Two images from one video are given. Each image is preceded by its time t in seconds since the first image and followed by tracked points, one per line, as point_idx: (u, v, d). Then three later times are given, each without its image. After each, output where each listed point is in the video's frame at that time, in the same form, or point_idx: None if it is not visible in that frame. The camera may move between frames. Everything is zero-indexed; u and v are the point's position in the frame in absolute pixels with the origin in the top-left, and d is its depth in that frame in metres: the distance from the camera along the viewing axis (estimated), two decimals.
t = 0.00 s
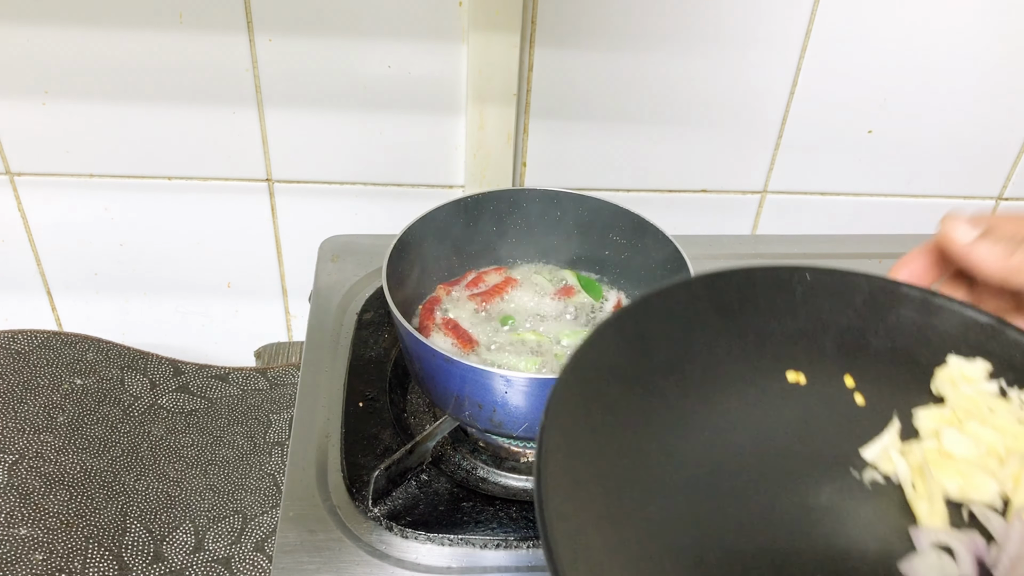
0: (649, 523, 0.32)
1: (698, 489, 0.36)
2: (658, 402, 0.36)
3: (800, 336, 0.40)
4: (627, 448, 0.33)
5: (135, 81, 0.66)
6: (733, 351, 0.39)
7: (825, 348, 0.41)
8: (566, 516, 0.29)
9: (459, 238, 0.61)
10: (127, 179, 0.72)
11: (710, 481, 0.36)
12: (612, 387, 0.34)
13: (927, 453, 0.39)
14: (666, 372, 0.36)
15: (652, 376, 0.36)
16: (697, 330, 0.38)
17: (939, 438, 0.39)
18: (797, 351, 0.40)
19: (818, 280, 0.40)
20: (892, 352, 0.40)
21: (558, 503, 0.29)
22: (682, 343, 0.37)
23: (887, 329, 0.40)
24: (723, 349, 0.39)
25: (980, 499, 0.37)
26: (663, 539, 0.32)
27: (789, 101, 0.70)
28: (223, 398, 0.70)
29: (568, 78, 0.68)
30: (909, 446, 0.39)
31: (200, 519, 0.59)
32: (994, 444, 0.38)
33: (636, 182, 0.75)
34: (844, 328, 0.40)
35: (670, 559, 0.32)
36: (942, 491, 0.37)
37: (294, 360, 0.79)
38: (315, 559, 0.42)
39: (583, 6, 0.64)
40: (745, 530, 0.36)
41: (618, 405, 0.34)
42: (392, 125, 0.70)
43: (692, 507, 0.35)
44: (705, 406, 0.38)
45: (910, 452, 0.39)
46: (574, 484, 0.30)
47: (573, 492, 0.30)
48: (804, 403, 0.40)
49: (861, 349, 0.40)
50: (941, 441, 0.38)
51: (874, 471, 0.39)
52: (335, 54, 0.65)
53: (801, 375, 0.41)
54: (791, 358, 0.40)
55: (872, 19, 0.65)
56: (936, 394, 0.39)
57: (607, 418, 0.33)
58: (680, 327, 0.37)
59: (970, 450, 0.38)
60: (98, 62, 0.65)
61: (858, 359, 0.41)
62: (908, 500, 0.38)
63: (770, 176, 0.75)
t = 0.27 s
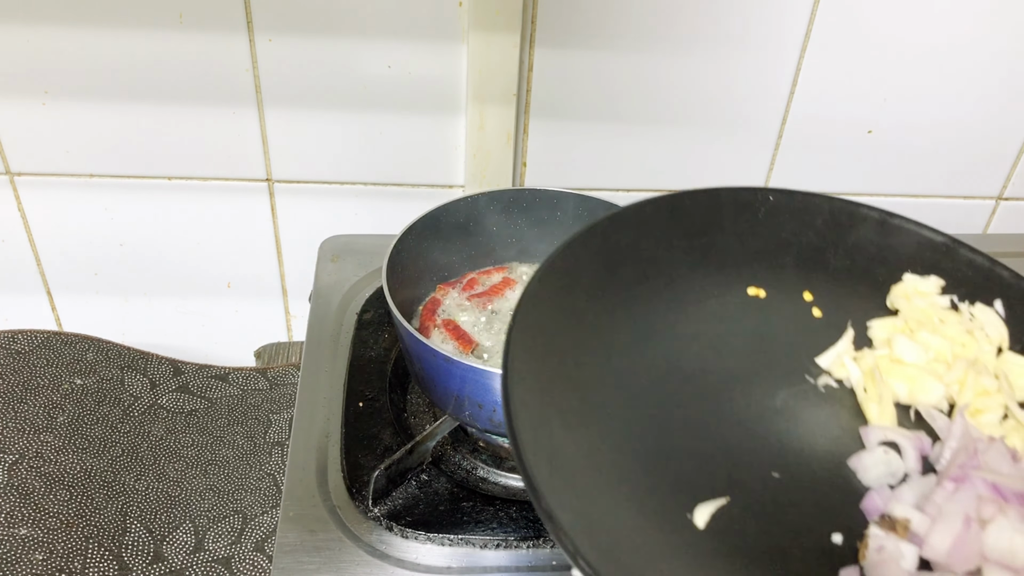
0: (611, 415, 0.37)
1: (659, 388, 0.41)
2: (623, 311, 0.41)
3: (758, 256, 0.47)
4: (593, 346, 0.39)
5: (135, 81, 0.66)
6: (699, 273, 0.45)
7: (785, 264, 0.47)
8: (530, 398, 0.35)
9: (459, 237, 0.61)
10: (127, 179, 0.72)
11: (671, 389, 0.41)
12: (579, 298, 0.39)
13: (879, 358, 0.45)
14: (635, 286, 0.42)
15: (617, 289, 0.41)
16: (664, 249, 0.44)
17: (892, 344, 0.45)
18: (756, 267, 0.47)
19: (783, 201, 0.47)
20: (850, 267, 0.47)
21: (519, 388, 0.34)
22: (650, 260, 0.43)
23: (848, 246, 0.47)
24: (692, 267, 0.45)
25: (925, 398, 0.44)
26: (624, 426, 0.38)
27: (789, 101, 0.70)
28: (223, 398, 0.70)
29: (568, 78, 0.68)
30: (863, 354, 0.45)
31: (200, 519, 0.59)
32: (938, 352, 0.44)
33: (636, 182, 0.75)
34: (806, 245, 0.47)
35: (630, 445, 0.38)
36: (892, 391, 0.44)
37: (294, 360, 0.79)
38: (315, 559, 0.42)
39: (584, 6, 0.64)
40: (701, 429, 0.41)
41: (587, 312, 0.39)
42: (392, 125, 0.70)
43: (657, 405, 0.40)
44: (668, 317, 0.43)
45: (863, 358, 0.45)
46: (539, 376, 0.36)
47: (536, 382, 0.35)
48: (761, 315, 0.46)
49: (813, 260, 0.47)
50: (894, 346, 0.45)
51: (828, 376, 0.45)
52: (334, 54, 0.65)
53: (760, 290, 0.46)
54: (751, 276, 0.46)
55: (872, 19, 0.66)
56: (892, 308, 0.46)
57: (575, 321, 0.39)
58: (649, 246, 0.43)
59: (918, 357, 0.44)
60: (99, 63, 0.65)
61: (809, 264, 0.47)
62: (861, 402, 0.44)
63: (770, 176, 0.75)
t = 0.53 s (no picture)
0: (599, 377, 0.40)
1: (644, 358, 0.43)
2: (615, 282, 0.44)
3: (750, 230, 0.51)
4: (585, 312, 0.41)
5: (135, 81, 0.66)
6: (693, 243, 0.49)
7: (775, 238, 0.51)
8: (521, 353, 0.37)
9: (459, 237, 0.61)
10: (126, 179, 0.72)
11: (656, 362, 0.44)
12: (574, 266, 0.42)
13: (869, 328, 0.49)
14: (630, 257, 0.45)
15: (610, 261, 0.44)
16: (662, 224, 0.48)
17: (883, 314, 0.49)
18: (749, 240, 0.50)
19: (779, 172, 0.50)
20: (843, 240, 0.51)
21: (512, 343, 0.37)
22: (648, 233, 0.47)
23: (841, 218, 0.51)
24: (686, 240, 0.49)
25: (914, 364, 0.48)
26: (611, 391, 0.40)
27: (788, 102, 0.70)
28: (223, 398, 0.70)
29: (568, 78, 0.68)
30: (855, 324, 0.49)
31: (200, 520, 0.59)
32: (929, 322, 0.48)
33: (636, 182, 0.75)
34: (799, 215, 0.51)
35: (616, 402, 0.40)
36: (882, 358, 0.48)
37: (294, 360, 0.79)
38: (315, 559, 0.42)
39: (584, 7, 0.64)
40: (683, 394, 0.43)
41: (581, 282, 0.42)
42: (392, 124, 0.70)
43: (642, 372, 0.42)
44: (660, 288, 0.47)
45: (853, 327, 0.49)
46: (531, 334, 0.38)
47: (529, 340, 0.37)
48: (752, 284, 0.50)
49: (803, 236, 0.51)
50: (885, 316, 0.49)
51: (820, 344, 0.49)
52: (334, 54, 0.65)
53: (754, 260, 0.51)
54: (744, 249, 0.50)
55: (872, 19, 0.65)
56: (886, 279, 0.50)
57: (571, 287, 0.41)
58: (647, 218, 0.47)
59: (908, 327, 0.48)
60: (98, 62, 0.65)
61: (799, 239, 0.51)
62: (851, 368, 0.48)
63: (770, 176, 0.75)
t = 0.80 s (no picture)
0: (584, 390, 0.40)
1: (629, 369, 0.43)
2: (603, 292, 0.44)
3: (738, 233, 0.51)
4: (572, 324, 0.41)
5: (135, 81, 0.66)
6: (683, 247, 0.49)
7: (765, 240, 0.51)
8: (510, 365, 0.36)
9: (458, 238, 0.61)
10: (126, 179, 0.72)
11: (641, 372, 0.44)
12: (563, 275, 0.42)
13: (859, 330, 0.49)
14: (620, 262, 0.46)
15: (599, 269, 0.44)
16: (651, 231, 0.48)
17: (873, 316, 0.49)
18: (738, 244, 0.51)
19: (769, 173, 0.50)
20: (834, 241, 0.51)
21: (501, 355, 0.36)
22: (638, 237, 0.47)
23: (830, 219, 0.51)
24: (675, 244, 0.49)
25: (904, 366, 0.48)
26: (596, 403, 0.40)
27: (789, 102, 0.70)
28: (223, 398, 0.70)
29: (567, 79, 0.67)
30: (845, 326, 0.50)
31: (200, 519, 0.59)
32: (919, 323, 0.48)
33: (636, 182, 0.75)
34: (790, 218, 0.51)
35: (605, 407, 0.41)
36: (872, 361, 0.48)
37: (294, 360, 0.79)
38: (315, 559, 0.42)
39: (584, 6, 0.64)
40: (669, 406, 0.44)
41: (569, 291, 0.42)
42: (391, 124, 0.70)
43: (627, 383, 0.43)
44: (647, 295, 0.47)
45: (843, 329, 0.49)
46: (521, 347, 0.38)
47: (518, 351, 0.37)
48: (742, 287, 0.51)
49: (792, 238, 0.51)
50: (874, 317, 0.49)
51: (809, 347, 0.50)
52: (334, 54, 0.65)
53: (744, 263, 0.51)
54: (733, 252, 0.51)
55: (871, 19, 0.65)
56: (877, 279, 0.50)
57: (559, 297, 0.41)
58: (638, 222, 0.47)
59: (898, 328, 0.49)
60: (99, 63, 0.65)
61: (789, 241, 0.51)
62: (841, 370, 0.49)
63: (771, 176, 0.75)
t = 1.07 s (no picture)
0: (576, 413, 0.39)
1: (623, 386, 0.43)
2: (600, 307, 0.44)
3: (734, 241, 0.50)
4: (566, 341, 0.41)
5: (135, 81, 0.66)
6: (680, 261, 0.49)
7: (761, 249, 0.51)
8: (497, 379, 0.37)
9: (459, 239, 0.61)
10: (126, 179, 0.72)
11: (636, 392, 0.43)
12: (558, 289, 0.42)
13: (854, 343, 0.49)
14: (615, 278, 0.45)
15: (597, 283, 0.44)
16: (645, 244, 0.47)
17: (868, 329, 0.49)
18: (734, 253, 0.51)
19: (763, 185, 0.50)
20: (830, 252, 0.51)
21: (488, 370, 0.37)
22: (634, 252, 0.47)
23: (827, 231, 0.51)
24: (670, 256, 0.48)
25: (900, 380, 0.48)
26: (590, 422, 0.40)
27: (789, 102, 0.70)
28: (223, 398, 0.70)
29: (567, 79, 0.68)
30: (840, 339, 0.49)
31: (200, 519, 0.59)
32: (915, 337, 0.48)
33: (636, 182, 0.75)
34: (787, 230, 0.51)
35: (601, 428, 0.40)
36: (867, 375, 0.48)
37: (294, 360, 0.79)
38: (315, 559, 0.42)
39: (584, 7, 0.64)
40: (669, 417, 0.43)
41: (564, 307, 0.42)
42: (391, 125, 0.70)
43: (621, 400, 0.42)
44: (643, 308, 0.46)
45: (837, 343, 0.49)
46: (511, 367, 0.38)
47: (506, 367, 0.37)
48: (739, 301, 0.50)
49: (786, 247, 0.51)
50: (869, 331, 0.49)
51: (803, 361, 0.49)
52: (334, 54, 0.65)
53: (739, 275, 0.51)
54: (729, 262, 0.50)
55: (871, 19, 0.65)
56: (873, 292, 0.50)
57: (554, 314, 0.41)
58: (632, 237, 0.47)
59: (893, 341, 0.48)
60: (99, 63, 0.65)
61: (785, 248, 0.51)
62: (835, 385, 0.48)
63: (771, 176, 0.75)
